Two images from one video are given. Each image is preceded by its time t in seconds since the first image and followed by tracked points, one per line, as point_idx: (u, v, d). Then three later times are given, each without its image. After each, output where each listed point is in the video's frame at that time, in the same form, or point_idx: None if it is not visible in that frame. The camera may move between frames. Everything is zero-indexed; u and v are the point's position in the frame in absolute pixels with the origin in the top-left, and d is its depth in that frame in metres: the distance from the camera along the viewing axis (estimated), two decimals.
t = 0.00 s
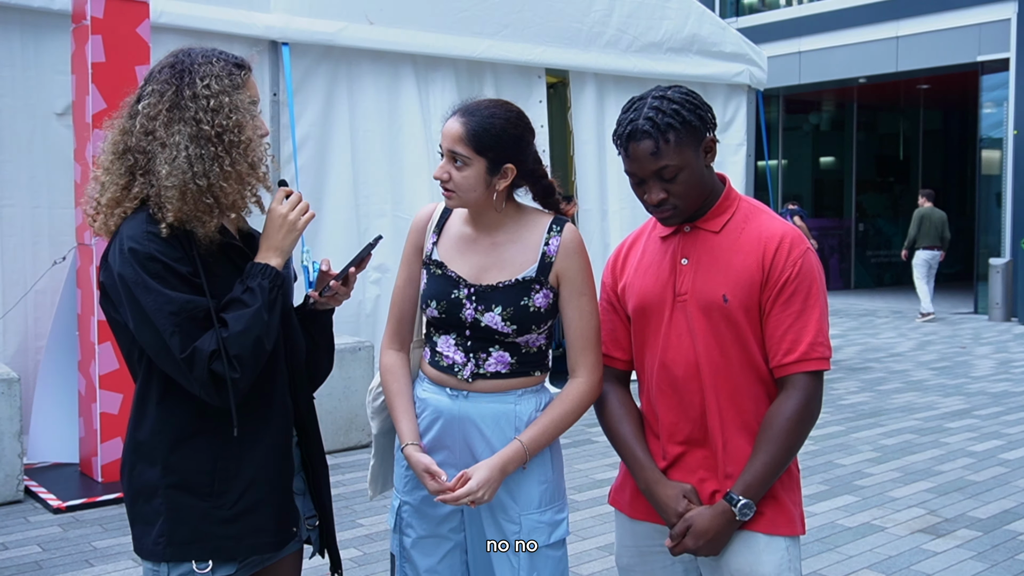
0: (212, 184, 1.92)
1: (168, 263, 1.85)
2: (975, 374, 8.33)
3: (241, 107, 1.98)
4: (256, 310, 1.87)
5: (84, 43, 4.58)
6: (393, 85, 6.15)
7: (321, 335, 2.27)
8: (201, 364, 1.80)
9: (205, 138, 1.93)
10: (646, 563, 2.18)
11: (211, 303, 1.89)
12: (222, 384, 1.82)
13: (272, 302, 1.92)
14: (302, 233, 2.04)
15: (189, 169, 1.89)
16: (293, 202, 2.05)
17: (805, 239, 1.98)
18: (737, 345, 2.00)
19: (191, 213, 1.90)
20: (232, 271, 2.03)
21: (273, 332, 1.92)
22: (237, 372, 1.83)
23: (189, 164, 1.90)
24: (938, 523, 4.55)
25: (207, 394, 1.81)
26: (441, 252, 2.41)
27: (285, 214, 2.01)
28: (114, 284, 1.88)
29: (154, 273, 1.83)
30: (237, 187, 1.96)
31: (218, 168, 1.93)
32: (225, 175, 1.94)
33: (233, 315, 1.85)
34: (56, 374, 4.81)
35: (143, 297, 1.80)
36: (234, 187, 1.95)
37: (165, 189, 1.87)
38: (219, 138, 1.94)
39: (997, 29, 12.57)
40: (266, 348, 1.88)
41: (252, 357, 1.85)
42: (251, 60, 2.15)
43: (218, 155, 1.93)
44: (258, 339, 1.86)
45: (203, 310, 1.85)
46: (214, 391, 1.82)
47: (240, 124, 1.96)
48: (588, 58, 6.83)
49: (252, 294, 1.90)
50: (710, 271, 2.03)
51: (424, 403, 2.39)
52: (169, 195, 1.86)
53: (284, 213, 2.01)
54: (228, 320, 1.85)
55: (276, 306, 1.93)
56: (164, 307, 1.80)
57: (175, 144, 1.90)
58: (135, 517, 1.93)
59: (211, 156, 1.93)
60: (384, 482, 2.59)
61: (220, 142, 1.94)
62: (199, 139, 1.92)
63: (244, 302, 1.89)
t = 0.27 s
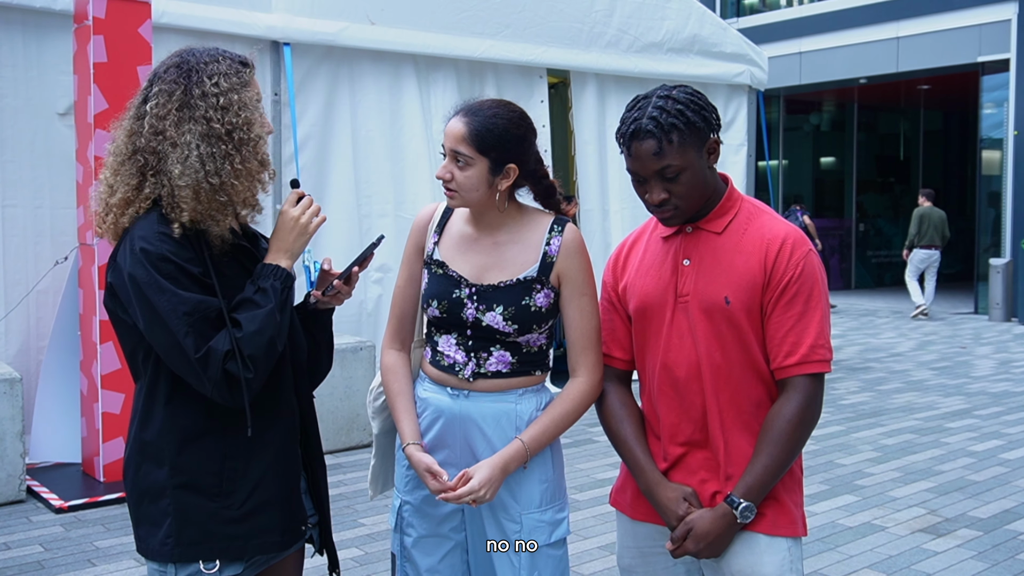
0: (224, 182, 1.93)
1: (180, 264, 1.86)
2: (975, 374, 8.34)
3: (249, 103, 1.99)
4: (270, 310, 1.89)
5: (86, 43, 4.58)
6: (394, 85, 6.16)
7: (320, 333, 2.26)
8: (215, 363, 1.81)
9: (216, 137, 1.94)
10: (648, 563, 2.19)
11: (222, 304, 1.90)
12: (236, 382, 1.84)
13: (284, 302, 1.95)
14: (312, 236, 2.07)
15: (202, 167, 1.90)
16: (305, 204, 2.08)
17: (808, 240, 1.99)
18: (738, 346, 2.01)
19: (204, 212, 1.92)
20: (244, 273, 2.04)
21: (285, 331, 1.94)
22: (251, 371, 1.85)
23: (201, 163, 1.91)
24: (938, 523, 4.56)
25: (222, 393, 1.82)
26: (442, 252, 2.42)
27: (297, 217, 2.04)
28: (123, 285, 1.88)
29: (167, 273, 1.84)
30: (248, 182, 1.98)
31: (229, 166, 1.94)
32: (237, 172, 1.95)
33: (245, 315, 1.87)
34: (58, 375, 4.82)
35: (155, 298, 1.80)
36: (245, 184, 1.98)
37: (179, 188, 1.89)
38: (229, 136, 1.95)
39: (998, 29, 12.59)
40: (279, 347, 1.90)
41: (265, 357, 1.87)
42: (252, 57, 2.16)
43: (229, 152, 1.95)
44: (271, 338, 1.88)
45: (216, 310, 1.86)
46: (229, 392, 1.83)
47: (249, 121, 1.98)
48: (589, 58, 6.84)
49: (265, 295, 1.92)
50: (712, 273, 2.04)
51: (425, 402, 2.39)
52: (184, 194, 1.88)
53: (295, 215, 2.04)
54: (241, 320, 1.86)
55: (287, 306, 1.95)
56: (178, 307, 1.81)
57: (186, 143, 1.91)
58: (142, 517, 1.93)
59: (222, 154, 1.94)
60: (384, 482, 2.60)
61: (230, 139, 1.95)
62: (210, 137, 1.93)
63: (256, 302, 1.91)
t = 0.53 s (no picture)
0: (229, 185, 1.95)
1: (185, 264, 1.86)
2: (975, 373, 8.34)
3: (253, 107, 2.00)
4: (276, 308, 1.90)
5: (87, 44, 4.59)
6: (395, 84, 6.16)
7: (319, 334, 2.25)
8: (225, 362, 1.81)
9: (220, 139, 1.95)
10: (648, 563, 2.19)
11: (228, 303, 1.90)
12: (246, 381, 1.84)
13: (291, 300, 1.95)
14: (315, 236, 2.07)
15: (209, 169, 1.92)
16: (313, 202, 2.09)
17: (809, 241, 1.99)
18: (738, 347, 2.01)
19: (211, 213, 1.93)
20: (242, 272, 2.05)
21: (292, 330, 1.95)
22: (261, 370, 1.85)
23: (207, 165, 1.92)
24: (939, 522, 4.57)
25: (230, 392, 1.83)
26: (443, 251, 2.42)
27: (301, 217, 2.04)
28: (128, 287, 1.88)
29: (172, 275, 1.84)
30: (251, 184, 2.00)
31: (233, 168, 1.96)
32: (240, 175, 1.97)
33: (253, 314, 1.88)
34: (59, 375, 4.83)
35: (163, 298, 1.81)
36: (249, 186, 1.99)
37: (186, 189, 1.90)
38: (232, 138, 1.97)
39: (998, 29, 12.60)
40: (287, 345, 1.91)
41: (270, 357, 1.87)
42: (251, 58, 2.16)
43: (233, 155, 1.96)
44: (279, 337, 1.89)
45: (223, 310, 1.86)
46: (240, 391, 1.83)
47: (252, 125, 1.99)
48: (590, 58, 6.85)
49: (270, 293, 1.93)
50: (712, 273, 2.04)
51: (426, 402, 2.39)
52: (192, 194, 1.89)
53: (298, 214, 2.04)
54: (247, 320, 1.87)
55: (292, 304, 1.96)
56: (186, 307, 1.81)
57: (192, 143, 1.92)
58: (149, 518, 1.93)
59: (226, 156, 1.95)
60: (385, 482, 2.60)
61: (234, 143, 1.97)
62: (214, 139, 1.94)
63: (262, 301, 1.91)
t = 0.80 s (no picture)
0: (227, 186, 1.95)
1: (184, 263, 1.86)
2: (975, 373, 8.36)
3: (251, 110, 2.00)
4: (276, 307, 1.90)
5: (89, 43, 4.59)
6: (397, 83, 6.16)
7: (319, 333, 2.26)
8: (226, 359, 1.81)
9: (218, 140, 1.95)
10: (649, 563, 2.20)
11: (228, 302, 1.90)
12: (248, 379, 1.84)
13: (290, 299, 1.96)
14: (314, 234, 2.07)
15: (208, 169, 1.92)
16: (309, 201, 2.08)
17: (813, 242, 1.99)
18: (738, 346, 2.01)
19: (211, 212, 1.93)
20: (243, 273, 2.06)
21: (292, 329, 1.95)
22: (265, 367, 1.86)
23: (206, 164, 1.92)
24: (939, 521, 4.58)
25: (233, 391, 1.82)
26: (444, 249, 2.43)
27: (299, 215, 2.04)
28: (128, 286, 1.88)
29: (172, 274, 1.84)
30: (248, 186, 2.00)
31: (231, 170, 1.96)
32: (238, 177, 1.97)
33: (253, 312, 1.88)
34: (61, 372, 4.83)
35: (163, 297, 1.80)
36: (246, 188, 1.99)
37: (187, 187, 1.90)
38: (230, 140, 1.96)
39: (998, 29, 12.62)
40: (286, 344, 1.92)
41: (269, 356, 1.87)
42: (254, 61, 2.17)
43: (230, 157, 1.96)
44: (277, 336, 1.89)
45: (223, 308, 1.86)
46: (241, 390, 1.83)
47: (251, 127, 1.98)
48: (591, 57, 6.85)
49: (270, 291, 1.93)
50: (714, 272, 2.05)
51: (426, 400, 2.40)
52: (195, 192, 1.90)
53: (298, 213, 2.04)
54: (248, 318, 1.87)
55: (293, 302, 1.97)
56: (186, 306, 1.81)
57: (192, 143, 1.92)
58: (150, 517, 1.93)
59: (224, 157, 1.95)
60: (385, 483, 2.60)
61: (231, 145, 1.97)
62: (213, 140, 1.94)
63: (263, 299, 1.92)
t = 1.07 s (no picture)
0: (217, 186, 1.94)
1: (176, 263, 1.87)
2: (976, 372, 8.36)
3: (247, 114, 1.99)
4: (265, 309, 1.89)
5: (90, 43, 4.60)
6: (397, 83, 6.17)
7: (320, 332, 2.26)
8: (211, 363, 1.81)
9: (209, 140, 1.94)
10: (649, 563, 2.21)
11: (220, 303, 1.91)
12: (235, 382, 1.84)
13: (282, 302, 1.94)
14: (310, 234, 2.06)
15: (197, 167, 1.91)
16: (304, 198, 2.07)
17: (812, 241, 2.00)
18: (738, 344, 2.02)
19: (199, 207, 1.93)
20: (237, 270, 2.05)
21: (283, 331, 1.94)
22: (250, 371, 1.85)
23: (194, 163, 1.91)
24: (939, 520, 4.58)
25: (219, 392, 1.83)
26: (447, 247, 2.44)
27: (294, 214, 2.03)
28: (123, 285, 1.90)
29: (163, 274, 1.85)
30: (240, 190, 1.98)
31: (221, 170, 1.94)
32: (230, 178, 1.95)
33: (242, 313, 1.87)
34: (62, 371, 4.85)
35: (152, 297, 1.82)
36: (238, 190, 1.97)
37: (174, 184, 1.90)
38: (222, 141, 1.96)
39: (999, 29, 12.62)
40: (275, 347, 1.90)
41: (260, 357, 1.87)
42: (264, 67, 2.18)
43: (220, 158, 1.95)
44: (266, 338, 1.88)
45: (213, 310, 1.87)
46: (226, 390, 1.84)
47: (244, 131, 1.97)
48: (591, 57, 6.86)
49: (262, 293, 1.92)
50: (713, 271, 2.05)
51: (428, 397, 2.39)
52: (180, 189, 1.89)
53: (292, 212, 2.03)
54: (237, 320, 1.87)
55: (287, 304, 1.95)
56: (174, 307, 1.82)
57: (181, 140, 1.92)
58: (148, 515, 1.95)
59: (214, 158, 1.94)
60: (384, 482, 2.61)
61: (223, 146, 1.96)
62: (204, 139, 1.94)
63: (254, 301, 1.91)
